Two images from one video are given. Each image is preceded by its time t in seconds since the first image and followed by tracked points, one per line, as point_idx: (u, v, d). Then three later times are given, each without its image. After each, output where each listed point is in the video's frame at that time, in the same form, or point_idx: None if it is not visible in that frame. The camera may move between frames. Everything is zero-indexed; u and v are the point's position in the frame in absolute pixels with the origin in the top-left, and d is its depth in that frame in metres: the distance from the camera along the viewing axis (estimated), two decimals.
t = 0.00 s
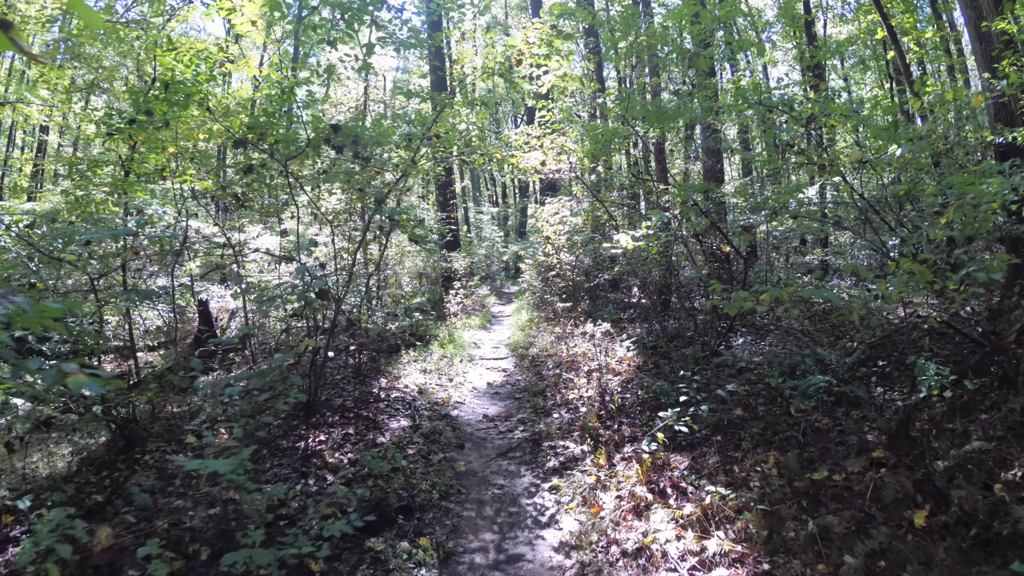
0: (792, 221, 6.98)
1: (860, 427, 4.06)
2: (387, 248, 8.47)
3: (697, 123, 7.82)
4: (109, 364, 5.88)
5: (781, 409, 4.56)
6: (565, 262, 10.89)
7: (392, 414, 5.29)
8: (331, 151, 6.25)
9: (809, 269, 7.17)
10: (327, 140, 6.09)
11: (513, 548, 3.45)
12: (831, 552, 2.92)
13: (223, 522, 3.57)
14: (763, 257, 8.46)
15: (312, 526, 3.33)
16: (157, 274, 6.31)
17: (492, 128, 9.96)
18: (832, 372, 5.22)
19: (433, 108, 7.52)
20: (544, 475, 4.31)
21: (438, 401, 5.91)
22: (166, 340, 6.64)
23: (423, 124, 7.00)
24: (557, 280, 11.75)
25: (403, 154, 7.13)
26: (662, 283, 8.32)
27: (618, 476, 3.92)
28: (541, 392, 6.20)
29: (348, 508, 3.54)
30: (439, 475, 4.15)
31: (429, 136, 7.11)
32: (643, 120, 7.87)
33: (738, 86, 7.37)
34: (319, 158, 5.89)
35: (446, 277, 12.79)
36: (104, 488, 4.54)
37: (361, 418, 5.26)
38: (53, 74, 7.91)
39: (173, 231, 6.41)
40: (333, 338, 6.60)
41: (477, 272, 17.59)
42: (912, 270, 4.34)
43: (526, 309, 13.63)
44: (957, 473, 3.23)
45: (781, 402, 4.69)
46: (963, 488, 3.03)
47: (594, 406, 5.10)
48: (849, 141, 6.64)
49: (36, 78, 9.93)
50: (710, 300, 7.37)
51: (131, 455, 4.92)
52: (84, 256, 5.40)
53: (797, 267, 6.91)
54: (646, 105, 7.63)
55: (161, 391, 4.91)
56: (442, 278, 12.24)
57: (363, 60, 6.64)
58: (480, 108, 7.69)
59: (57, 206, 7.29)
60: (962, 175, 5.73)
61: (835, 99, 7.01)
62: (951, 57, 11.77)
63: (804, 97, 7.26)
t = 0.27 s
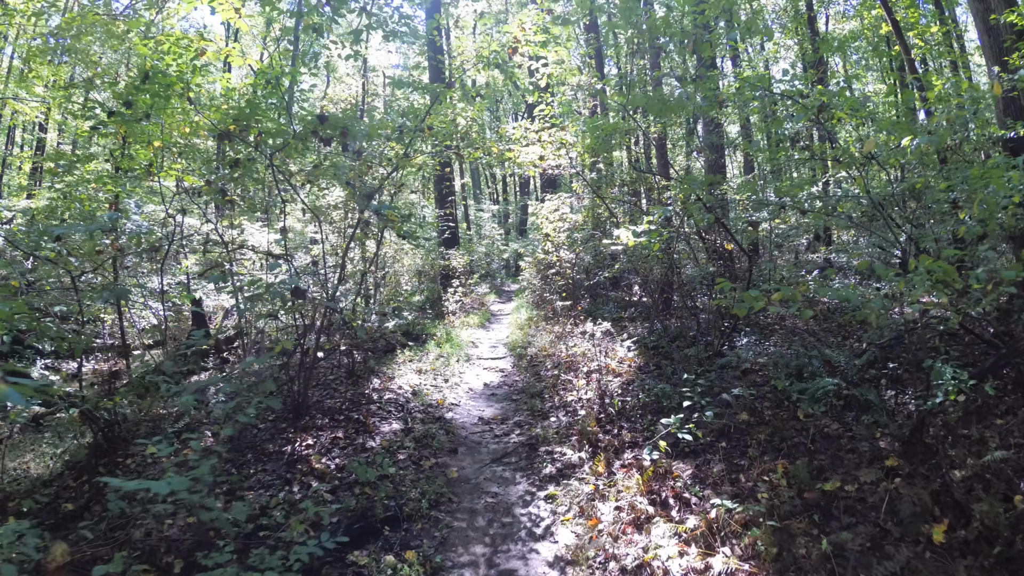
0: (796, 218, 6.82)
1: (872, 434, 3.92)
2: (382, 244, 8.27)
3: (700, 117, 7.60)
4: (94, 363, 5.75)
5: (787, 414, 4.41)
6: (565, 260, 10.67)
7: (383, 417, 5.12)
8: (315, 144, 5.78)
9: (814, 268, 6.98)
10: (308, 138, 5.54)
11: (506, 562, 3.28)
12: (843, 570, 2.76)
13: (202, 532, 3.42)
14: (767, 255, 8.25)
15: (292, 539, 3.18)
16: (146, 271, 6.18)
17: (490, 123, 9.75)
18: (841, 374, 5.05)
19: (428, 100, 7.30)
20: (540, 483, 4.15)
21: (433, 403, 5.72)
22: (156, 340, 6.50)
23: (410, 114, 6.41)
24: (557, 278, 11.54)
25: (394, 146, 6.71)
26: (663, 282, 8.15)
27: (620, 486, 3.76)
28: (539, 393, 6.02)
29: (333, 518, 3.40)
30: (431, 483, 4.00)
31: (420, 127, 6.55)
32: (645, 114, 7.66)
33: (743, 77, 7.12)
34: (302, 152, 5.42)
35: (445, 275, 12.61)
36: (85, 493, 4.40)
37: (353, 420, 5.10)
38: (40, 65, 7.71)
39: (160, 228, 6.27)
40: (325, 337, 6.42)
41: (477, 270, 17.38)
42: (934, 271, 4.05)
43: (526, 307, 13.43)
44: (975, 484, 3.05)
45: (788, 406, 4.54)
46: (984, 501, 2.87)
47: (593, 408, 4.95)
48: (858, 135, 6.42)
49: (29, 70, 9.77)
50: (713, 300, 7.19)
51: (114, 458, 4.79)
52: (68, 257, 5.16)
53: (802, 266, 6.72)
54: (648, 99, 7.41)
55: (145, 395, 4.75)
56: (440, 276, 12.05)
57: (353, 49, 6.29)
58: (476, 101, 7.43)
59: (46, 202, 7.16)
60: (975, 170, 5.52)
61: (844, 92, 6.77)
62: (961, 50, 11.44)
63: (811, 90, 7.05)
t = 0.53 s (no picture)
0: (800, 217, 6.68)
1: (879, 440, 3.82)
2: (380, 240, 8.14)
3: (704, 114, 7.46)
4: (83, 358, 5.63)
5: (791, 417, 4.31)
6: (565, 258, 10.52)
7: (377, 416, 5.01)
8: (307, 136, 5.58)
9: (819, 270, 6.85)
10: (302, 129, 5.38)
11: (498, 571, 3.18)
12: None
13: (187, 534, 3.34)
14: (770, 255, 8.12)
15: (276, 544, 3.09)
16: (138, 265, 6.06)
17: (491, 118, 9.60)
18: (846, 377, 4.93)
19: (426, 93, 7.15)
20: (535, 487, 4.04)
21: (428, 402, 5.60)
22: (148, 334, 6.40)
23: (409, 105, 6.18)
24: (557, 276, 11.40)
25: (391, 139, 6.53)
26: (665, 281, 8.01)
27: (618, 493, 3.65)
28: (536, 393, 5.91)
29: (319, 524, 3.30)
30: (422, 487, 3.90)
31: (416, 120, 6.33)
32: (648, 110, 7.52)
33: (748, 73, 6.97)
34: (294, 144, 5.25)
35: (444, 272, 12.48)
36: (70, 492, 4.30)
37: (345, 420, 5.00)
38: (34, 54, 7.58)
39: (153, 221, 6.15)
40: (320, 334, 6.31)
41: (477, 268, 17.24)
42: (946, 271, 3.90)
43: (526, 306, 13.29)
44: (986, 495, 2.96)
45: (792, 410, 4.43)
46: (998, 513, 2.76)
47: (592, 409, 4.83)
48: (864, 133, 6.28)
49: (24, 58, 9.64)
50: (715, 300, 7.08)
51: (101, 455, 4.68)
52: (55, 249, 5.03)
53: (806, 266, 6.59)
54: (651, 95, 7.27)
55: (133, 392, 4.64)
56: (439, 273, 11.91)
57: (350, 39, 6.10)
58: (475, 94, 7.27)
59: (38, 193, 7.04)
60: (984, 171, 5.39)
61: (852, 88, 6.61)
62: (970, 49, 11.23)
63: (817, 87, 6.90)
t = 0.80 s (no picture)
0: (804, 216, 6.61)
1: (883, 444, 3.77)
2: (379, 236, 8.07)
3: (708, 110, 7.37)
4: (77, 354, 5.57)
5: (794, 419, 4.25)
6: (566, 256, 10.43)
7: (373, 414, 4.95)
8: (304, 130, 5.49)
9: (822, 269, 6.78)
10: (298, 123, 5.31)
11: None
12: None
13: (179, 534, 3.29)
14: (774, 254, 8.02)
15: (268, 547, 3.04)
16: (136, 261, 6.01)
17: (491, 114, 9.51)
18: (849, 378, 4.87)
19: (426, 87, 7.03)
20: (534, 489, 3.99)
21: (426, 401, 5.54)
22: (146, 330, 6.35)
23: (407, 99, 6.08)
24: (558, 274, 11.31)
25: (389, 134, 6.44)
26: (667, 280, 7.94)
27: (618, 495, 3.60)
28: (536, 392, 5.85)
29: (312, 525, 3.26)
30: (418, 488, 3.84)
31: (415, 114, 6.23)
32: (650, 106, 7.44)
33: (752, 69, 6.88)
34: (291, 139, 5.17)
35: (444, 269, 12.41)
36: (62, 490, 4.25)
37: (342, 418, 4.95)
38: (33, 46, 7.51)
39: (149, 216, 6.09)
40: (317, 331, 6.25)
41: (478, 265, 17.16)
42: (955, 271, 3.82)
43: (527, 303, 13.21)
44: (993, 501, 2.90)
45: (795, 412, 4.37)
46: (1006, 520, 2.71)
47: (592, 409, 4.78)
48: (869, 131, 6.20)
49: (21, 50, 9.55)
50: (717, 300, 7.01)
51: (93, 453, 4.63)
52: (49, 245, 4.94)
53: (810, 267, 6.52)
54: (653, 92, 7.23)
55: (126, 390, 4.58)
56: (440, 270, 11.89)
57: (347, 30, 6.00)
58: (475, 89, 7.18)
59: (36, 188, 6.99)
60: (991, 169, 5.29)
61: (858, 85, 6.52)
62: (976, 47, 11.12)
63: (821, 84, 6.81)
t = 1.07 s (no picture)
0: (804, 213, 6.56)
1: (887, 443, 3.73)
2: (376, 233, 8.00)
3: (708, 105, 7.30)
4: (71, 354, 5.50)
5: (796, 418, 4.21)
6: (565, 254, 10.36)
7: (370, 414, 4.89)
8: (299, 126, 5.42)
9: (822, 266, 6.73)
10: (293, 120, 5.24)
11: None
12: None
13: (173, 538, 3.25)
14: (774, 250, 7.97)
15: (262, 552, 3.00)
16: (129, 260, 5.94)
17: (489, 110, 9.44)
18: (851, 376, 4.83)
19: (422, 82, 6.93)
20: (532, 489, 3.95)
21: (423, 400, 5.49)
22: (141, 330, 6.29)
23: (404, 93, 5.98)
24: (557, 272, 11.24)
25: (385, 130, 6.37)
26: (666, 277, 7.89)
27: (618, 496, 3.56)
28: (535, 391, 5.80)
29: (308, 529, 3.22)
30: (415, 490, 3.80)
31: (412, 110, 6.15)
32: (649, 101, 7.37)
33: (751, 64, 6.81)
34: (286, 135, 5.11)
35: (442, 267, 12.35)
36: (54, 492, 4.19)
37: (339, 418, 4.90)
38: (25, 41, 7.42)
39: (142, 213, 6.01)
40: (314, 330, 6.19)
41: (476, 262, 17.08)
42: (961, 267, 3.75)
43: (525, 301, 13.14)
44: (998, 502, 2.87)
45: (797, 410, 4.33)
46: (1012, 522, 2.68)
47: (591, 409, 4.73)
48: (871, 127, 6.14)
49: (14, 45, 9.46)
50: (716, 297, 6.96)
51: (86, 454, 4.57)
52: (39, 243, 4.85)
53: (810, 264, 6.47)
54: (652, 87, 7.15)
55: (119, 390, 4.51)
56: (438, 267, 11.82)
57: (341, 24, 5.90)
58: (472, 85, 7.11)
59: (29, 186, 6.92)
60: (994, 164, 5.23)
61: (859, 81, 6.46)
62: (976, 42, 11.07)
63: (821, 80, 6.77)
